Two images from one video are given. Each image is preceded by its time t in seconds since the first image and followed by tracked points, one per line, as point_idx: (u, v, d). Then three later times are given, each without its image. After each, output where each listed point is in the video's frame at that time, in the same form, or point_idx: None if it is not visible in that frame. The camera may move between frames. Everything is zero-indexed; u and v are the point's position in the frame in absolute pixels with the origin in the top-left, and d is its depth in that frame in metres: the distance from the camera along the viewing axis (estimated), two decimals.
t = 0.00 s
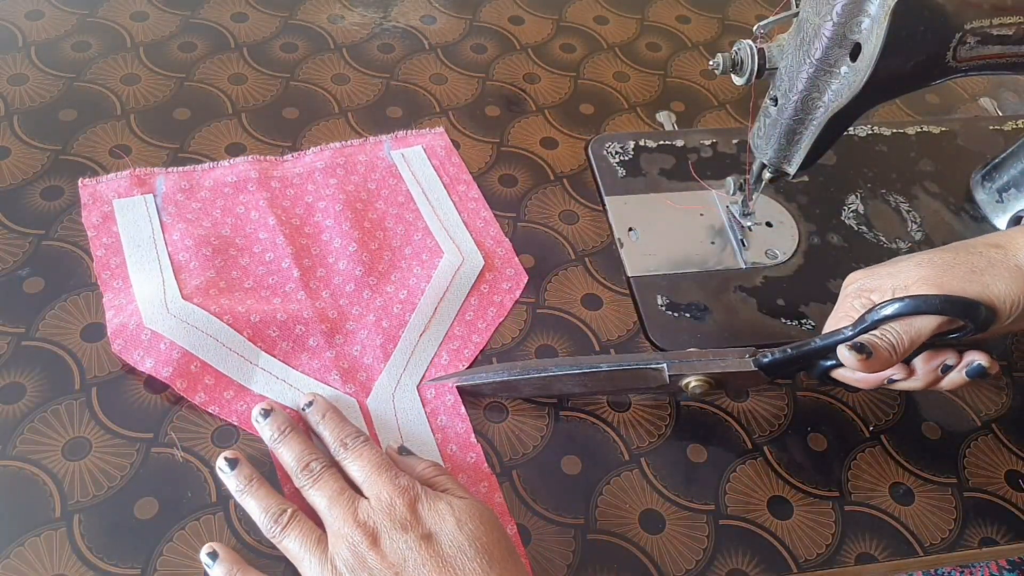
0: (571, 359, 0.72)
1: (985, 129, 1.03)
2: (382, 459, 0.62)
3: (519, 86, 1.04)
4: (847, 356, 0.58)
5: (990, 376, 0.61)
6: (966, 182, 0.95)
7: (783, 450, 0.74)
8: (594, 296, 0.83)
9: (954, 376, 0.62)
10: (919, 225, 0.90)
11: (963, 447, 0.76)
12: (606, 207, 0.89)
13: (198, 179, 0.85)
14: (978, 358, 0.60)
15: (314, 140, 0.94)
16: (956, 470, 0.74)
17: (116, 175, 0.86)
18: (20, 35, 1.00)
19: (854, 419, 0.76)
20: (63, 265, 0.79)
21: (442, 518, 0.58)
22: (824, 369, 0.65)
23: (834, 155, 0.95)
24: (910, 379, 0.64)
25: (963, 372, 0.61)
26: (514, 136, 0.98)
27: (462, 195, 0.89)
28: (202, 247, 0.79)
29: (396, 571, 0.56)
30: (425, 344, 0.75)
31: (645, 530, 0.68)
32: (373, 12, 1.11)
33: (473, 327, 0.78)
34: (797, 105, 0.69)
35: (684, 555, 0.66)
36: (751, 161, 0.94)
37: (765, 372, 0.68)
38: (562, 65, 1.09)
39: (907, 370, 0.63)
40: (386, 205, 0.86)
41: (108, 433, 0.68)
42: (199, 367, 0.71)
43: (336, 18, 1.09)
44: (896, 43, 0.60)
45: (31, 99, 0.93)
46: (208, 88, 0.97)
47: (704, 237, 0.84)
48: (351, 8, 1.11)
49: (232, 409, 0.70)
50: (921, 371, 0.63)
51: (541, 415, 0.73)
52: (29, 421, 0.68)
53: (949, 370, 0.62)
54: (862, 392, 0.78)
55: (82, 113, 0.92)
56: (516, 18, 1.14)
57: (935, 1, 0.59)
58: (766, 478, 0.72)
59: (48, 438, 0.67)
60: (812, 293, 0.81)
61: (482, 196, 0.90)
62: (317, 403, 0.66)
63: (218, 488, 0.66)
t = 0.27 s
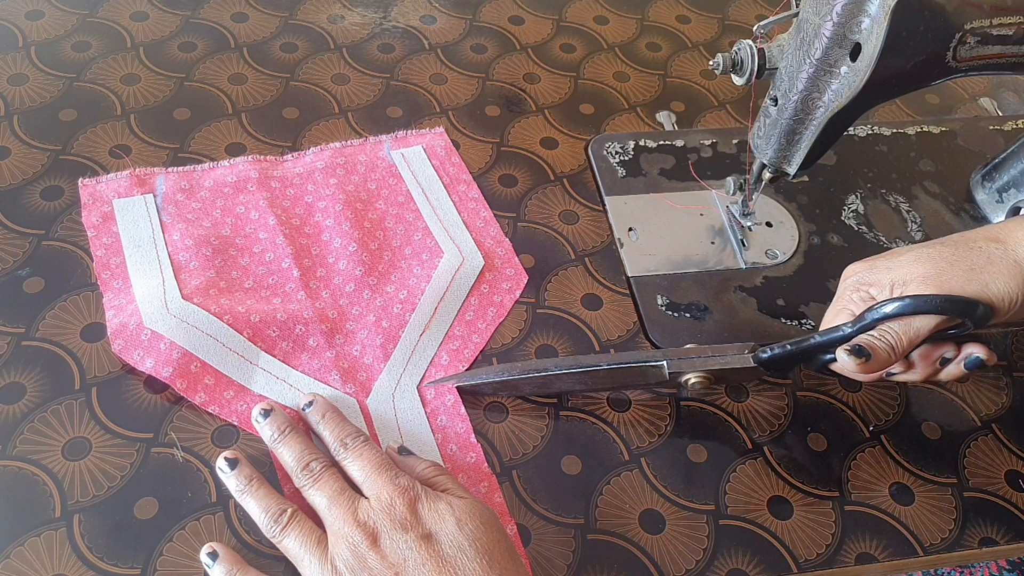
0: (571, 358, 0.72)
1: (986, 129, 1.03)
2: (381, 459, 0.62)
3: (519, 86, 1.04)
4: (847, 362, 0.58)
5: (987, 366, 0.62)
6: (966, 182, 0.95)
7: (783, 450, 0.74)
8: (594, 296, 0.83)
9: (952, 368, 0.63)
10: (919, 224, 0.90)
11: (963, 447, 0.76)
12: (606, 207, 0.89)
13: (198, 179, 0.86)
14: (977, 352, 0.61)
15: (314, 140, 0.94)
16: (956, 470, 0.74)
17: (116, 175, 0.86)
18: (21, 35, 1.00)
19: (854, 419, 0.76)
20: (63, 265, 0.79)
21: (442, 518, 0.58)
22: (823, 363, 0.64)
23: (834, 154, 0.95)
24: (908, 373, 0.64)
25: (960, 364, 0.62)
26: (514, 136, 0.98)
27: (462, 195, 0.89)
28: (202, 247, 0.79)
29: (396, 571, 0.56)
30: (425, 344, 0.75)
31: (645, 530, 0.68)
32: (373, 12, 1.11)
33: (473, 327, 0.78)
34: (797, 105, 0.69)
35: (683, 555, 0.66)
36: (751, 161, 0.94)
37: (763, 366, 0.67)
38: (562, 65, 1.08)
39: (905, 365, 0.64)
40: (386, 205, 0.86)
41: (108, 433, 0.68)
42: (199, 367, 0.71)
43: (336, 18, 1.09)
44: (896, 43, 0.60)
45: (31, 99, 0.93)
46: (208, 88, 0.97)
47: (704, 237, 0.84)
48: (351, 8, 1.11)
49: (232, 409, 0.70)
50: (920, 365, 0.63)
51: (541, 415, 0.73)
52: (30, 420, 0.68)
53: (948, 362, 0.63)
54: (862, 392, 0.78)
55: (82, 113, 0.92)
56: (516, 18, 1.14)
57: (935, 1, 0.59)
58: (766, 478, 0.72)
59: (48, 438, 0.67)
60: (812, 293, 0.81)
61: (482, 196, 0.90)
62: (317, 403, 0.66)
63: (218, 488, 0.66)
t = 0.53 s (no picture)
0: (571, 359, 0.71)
1: (986, 129, 1.03)
2: (382, 459, 0.62)
3: (519, 86, 1.04)
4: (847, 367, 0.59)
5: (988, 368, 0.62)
6: (966, 182, 0.95)
7: (783, 450, 0.74)
8: (594, 296, 0.83)
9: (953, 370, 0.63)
10: (919, 225, 0.90)
11: (963, 448, 0.76)
12: (606, 207, 0.89)
13: (198, 179, 0.86)
14: (978, 353, 0.61)
15: (314, 140, 0.94)
16: (956, 470, 0.74)
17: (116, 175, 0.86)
18: (20, 35, 1.00)
19: (854, 419, 0.76)
20: (63, 265, 0.79)
21: (442, 518, 0.58)
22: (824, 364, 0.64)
23: (834, 154, 0.95)
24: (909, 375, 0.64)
25: (962, 366, 0.62)
26: (514, 136, 0.98)
27: (462, 195, 0.89)
28: (202, 247, 0.79)
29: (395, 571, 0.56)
30: (425, 343, 0.75)
31: (645, 530, 0.68)
32: (373, 11, 1.11)
33: (473, 327, 0.78)
34: (797, 105, 0.69)
35: (683, 555, 0.66)
36: (751, 161, 0.94)
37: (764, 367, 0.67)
38: (562, 65, 1.08)
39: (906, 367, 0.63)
40: (386, 205, 0.86)
41: (108, 433, 0.68)
42: (199, 367, 0.71)
43: (336, 18, 1.09)
44: (896, 43, 0.60)
45: (31, 99, 0.93)
46: (208, 88, 0.97)
47: (704, 237, 0.84)
48: (351, 8, 1.11)
49: (232, 409, 0.70)
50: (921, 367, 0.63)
51: (541, 415, 0.73)
52: (30, 420, 0.68)
53: (949, 364, 0.62)
54: (862, 392, 0.78)
55: (82, 113, 0.93)
56: (516, 18, 1.14)
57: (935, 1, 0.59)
58: (766, 478, 0.72)
59: (48, 438, 0.67)
60: (812, 293, 0.81)
61: (482, 196, 0.90)
62: (317, 403, 0.66)
63: (218, 488, 0.66)
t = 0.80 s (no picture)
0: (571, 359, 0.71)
1: (985, 129, 1.03)
2: (381, 459, 0.62)
3: (519, 86, 1.04)
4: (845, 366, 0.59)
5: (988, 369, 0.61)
6: (966, 182, 0.95)
7: (783, 450, 0.74)
8: (594, 296, 0.83)
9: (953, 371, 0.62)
10: (919, 225, 0.90)
11: (963, 448, 0.76)
12: (606, 207, 0.89)
13: (198, 179, 0.86)
14: (977, 352, 0.60)
15: (314, 139, 0.94)
16: (956, 470, 0.74)
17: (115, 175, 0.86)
18: (21, 35, 1.00)
19: (854, 419, 0.76)
20: (63, 265, 0.79)
21: (442, 517, 0.58)
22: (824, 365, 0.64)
23: (834, 154, 0.95)
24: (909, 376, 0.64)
25: (962, 366, 0.61)
26: (514, 136, 0.98)
27: (462, 194, 0.89)
28: (203, 247, 0.79)
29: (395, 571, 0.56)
30: (425, 343, 0.75)
31: (645, 530, 0.68)
32: (373, 12, 1.11)
33: (473, 327, 0.78)
34: (796, 105, 0.69)
35: (684, 555, 0.66)
36: (751, 161, 0.94)
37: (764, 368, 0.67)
38: (562, 65, 1.09)
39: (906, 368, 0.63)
40: (386, 205, 0.86)
41: (108, 433, 0.68)
42: (199, 367, 0.71)
43: (336, 18, 1.09)
44: (896, 43, 0.60)
45: (31, 99, 0.93)
46: (208, 88, 0.97)
47: (704, 237, 0.84)
48: (351, 8, 1.11)
49: (232, 409, 0.70)
50: (921, 368, 0.63)
51: (541, 415, 0.73)
52: (30, 420, 0.68)
53: (949, 365, 0.62)
54: (862, 392, 0.78)
55: (82, 113, 0.93)
56: (516, 18, 1.14)
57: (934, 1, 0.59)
58: (766, 477, 0.72)
59: (48, 438, 0.67)
60: (812, 293, 0.81)
61: (482, 196, 0.90)
62: (317, 403, 0.66)
63: (218, 488, 0.66)
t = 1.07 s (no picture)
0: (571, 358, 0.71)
1: (985, 129, 1.03)
2: (381, 459, 0.62)
3: (519, 86, 1.04)
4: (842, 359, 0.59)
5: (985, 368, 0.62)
6: (967, 182, 0.95)
7: (783, 450, 0.74)
8: (594, 296, 0.83)
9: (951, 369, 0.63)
10: (919, 225, 0.90)
11: (963, 448, 0.76)
12: (606, 207, 0.89)
13: (198, 179, 0.86)
14: (975, 353, 0.60)
15: (314, 139, 0.94)
16: (956, 470, 0.74)
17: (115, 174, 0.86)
18: (21, 35, 1.00)
19: (854, 419, 0.76)
20: (63, 265, 0.79)
21: (442, 518, 0.58)
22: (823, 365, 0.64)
23: (834, 154, 0.95)
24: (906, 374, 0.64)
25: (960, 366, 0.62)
26: (514, 136, 0.98)
27: (462, 194, 0.89)
28: (203, 247, 0.79)
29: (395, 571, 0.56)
30: (425, 343, 0.75)
31: (645, 530, 0.68)
32: (373, 11, 1.11)
33: (473, 327, 0.78)
34: (797, 105, 0.69)
35: (684, 555, 0.66)
36: (751, 161, 0.94)
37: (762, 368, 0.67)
38: (562, 65, 1.08)
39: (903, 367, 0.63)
40: (386, 205, 0.86)
41: (108, 433, 0.68)
42: (199, 367, 0.71)
43: (336, 18, 1.09)
44: (896, 43, 0.60)
45: (31, 99, 0.93)
46: (208, 88, 0.97)
47: (704, 237, 0.84)
48: (351, 8, 1.11)
49: (232, 409, 0.70)
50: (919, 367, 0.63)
51: (541, 415, 0.73)
52: (30, 421, 0.68)
53: (946, 365, 0.62)
54: (862, 392, 0.78)
55: (82, 113, 0.93)
56: (516, 18, 1.14)
57: (934, 2, 0.59)
58: (766, 477, 0.72)
59: (48, 438, 0.67)
60: (812, 293, 0.81)
61: (483, 196, 0.90)
62: (316, 403, 0.66)
63: (218, 488, 0.66)
